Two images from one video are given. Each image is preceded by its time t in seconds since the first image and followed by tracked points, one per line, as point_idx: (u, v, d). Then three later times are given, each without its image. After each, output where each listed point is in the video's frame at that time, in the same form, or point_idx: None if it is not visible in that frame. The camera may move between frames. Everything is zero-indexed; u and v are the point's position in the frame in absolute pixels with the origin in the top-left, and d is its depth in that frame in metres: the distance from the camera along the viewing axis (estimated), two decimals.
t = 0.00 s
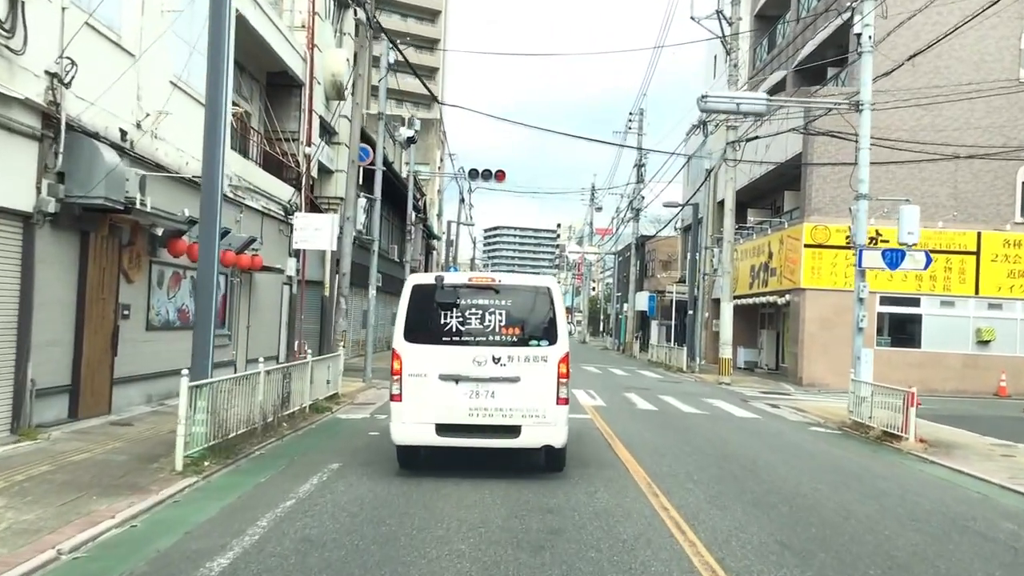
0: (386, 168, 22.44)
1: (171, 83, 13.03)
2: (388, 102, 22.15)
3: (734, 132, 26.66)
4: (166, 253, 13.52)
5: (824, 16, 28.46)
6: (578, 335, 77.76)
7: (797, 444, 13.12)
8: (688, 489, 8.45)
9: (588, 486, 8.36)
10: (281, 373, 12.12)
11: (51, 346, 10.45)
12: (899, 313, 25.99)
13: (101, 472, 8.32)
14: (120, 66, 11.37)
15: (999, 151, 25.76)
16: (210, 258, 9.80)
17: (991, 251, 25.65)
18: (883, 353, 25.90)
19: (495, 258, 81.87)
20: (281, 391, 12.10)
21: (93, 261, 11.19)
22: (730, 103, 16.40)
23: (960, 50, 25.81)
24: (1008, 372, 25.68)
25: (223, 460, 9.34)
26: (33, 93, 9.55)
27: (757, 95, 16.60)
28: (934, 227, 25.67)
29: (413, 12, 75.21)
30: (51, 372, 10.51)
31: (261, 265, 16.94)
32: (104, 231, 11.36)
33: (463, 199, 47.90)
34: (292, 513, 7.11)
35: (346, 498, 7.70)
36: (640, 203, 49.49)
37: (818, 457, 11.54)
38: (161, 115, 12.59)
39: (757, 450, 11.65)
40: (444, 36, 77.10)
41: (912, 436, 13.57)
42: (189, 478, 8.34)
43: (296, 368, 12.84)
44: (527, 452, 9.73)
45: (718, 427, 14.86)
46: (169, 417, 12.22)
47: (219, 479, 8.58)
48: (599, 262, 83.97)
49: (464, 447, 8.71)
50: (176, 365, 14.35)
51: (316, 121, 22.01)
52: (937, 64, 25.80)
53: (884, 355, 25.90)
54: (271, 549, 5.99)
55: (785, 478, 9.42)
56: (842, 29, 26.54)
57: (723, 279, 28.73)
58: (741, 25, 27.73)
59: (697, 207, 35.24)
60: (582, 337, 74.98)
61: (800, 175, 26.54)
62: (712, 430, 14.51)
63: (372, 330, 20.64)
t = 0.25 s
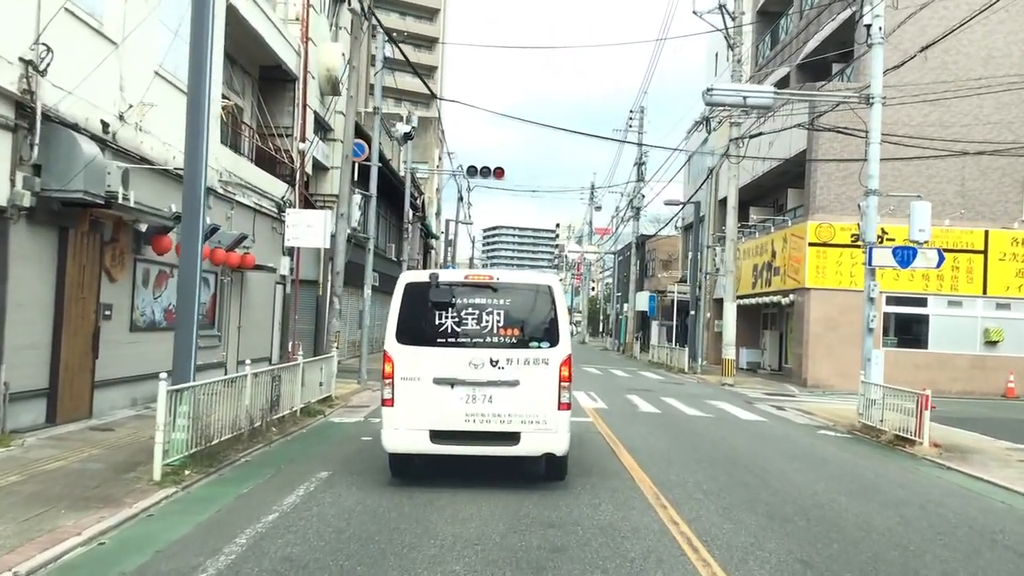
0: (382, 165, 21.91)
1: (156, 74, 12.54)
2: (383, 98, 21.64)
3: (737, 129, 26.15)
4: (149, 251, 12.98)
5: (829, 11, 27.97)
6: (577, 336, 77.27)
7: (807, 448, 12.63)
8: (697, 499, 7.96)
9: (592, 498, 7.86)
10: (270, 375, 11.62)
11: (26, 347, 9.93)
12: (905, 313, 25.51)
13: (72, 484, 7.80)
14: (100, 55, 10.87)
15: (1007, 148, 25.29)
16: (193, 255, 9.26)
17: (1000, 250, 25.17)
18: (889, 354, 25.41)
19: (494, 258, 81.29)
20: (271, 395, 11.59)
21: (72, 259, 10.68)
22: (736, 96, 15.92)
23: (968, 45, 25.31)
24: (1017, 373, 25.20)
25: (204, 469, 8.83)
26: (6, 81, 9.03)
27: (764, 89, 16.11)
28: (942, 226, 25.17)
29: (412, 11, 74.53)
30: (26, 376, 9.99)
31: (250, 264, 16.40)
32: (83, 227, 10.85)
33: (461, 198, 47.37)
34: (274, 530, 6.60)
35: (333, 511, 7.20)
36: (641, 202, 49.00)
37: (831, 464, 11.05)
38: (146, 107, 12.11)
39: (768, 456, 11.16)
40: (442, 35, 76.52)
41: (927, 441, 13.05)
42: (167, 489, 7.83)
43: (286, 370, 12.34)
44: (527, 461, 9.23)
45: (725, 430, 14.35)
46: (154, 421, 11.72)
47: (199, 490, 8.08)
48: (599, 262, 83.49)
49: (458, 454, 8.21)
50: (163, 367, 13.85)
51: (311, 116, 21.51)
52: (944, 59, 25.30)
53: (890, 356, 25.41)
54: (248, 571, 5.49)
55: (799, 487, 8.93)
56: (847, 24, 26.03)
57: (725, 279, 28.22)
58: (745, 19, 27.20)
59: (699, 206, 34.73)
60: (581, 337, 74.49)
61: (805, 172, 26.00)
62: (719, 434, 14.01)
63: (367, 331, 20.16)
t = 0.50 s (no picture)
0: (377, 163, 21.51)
1: (141, 67, 12.16)
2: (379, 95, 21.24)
3: (738, 126, 25.78)
4: (135, 250, 12.58)
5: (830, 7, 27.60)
6: (575, 336, 76.92)
7: (814, 452, 12.25)
8: (705, 508, 7.57)
9: (594, 507, 7.47)
10: (260, 378, 11.22)
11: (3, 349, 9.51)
12: (909, 313, 25.16)
13: (46, 494, 7.39)
14: (81, 46, 10.47)
15: (1012, 145, 24.94)
16: (175, 254, 8.88)
17: (1004, 249, 24.86)
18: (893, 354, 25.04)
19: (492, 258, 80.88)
20: (260, 398, 11.20)
21: (51, 258, 10.28)
22: (739, 91, 15.54)
23: (973, 41, 24.97)
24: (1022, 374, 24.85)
25: (187, 476, 8.42)
26: None
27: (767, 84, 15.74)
28: (946, 225, 24.84)
29: (409, 10, 74.13)
30: (4, 379, 9.57)
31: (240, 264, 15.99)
32: (64, 224, 10.45)
33: (458, 198, 46.94)
34: (257, 542, 6.20)
35: (321, 522, 6.80)
36: (640, 201, 48.63)
37: (840, 469, 10.67)
38: (130, 101, 11.72)
39: (775, 461, 10.78)
40: (440, 35, 76.12)
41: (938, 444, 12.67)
42: (145, 499, 7.43)
43: (276, 372, 11.95)
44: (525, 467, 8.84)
45: (729, 433, 13.96)
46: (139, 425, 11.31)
47: (181, 499, 7.68)
48: (597, 262, 83.12)
49: (453, 461, 7.82)
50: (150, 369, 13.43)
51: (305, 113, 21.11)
52: (948, 56, 24.94)
53: (894, 356, 25.04)
54: None
55: (810, 494, 8.54)
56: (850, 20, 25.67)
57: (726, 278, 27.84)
58: (746, 15, 26.83)
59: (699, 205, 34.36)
60: (580, 337, 74.11)
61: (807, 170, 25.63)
62: (722, 437, 13.62)
63: (362, 331, 19.78)
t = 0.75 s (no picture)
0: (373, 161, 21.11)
1: (127, 59, 11.75)
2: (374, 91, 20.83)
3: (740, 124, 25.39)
4: (120, 249, 12.14)
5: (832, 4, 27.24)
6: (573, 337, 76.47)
7: (823, 457, 11.84)
8: (714, 521, 7.16)
9: (596, 519, 7.05)
10: (248, 382, 10.80)
11: None
12: (913, 314, 24.77)
13: (16, 506, 6.95)
14: (62, 35, 10.04)
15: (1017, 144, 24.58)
16: (157, 252, 8.46)
17: (1010, 249, 24.51)
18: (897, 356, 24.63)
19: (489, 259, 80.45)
20: (248, 402, 10.77)
21: (30, 256, 9.85)
22: (744, 85, 15.15)
23: (978, 38, 24.59)
24: None
25: (167, 487, 8.00)
26: None
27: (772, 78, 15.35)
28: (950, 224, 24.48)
29: (406, 10, 73.70)
30: None
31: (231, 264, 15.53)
32: (43, 222, 10.03)
33: (456, 198, 46.50)
34: (236, 560, 5.77)
35: (306, 537, 6.38)
36: (638, 201, 48.23)
37: (852, 475, 10.26)
38: (115, 94, 11.31)
39: (783, 468, 10.36)
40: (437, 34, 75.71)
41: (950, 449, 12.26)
42: (121, 511, 7.00)
43: (265, 375, 11.52)
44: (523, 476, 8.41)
45: (734, 438, 13.55)
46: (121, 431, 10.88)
47: (160, 511, 7.25)
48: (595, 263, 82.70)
49: (447, 471, 7.40)
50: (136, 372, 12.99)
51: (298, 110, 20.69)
52: (952, 52, 24.57)
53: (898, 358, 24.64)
54: None
55: (823, 504, 8.13)
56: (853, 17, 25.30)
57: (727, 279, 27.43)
58: (747, 12, 26.44)
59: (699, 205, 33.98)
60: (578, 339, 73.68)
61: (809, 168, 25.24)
62: (727, 441, 13.20)
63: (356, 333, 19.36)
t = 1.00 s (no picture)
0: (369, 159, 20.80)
1: (115, 53, 11.47)
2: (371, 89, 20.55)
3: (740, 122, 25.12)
4: (108, 248, 11.84)
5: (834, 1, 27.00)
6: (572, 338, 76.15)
7: (829, 461, 11.56)
8: (721, 529, 6.89)
9: (598, 528, 6.76)
10: (240, 384, 10.51)
11: None
12: (916, 314, 24.52)
13: None
14: (45, 27, 9.75)
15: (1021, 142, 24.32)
16: (142, 249, 8.17)
17: (1014, 248, 24.24)
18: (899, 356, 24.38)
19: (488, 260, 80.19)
20: (239, 405, 10.48)
21: (14, 254, 9.56)
22: (746, 81, 14.89)
23: (981, 35, 24.33)
24: None
25: (152, 493, 7.71)
26: None
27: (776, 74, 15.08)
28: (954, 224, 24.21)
29: (405, 10, 73.46)
30: None
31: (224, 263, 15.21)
32: (27, 219, 9.74)
33: (454, 198, 46.20)
34: (220, 573, 5.48)
35: (295, 547, 6.09)
36: (638, 201, 47.96)
37: (860, 480, 9.99)
38: (102, 88, 11.03)
39: (789, 472, 10.09)
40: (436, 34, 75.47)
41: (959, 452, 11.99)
42: (103, 520, 6.71)
43: (258, 376, 11.23)
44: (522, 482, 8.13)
45: (737, 440, 13.28)
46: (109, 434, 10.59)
47: (144, 519, 6.97)
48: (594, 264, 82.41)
49: (443, 477, 7.12)
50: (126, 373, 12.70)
51: (294, 107, 20.40)
52: (956, 50, 24.30)
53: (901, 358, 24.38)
54: None
55: (833, 510, 7.86)
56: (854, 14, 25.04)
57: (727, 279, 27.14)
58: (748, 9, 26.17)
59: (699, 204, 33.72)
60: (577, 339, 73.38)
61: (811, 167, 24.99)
62: (730, 443, 12.93)
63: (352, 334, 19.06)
